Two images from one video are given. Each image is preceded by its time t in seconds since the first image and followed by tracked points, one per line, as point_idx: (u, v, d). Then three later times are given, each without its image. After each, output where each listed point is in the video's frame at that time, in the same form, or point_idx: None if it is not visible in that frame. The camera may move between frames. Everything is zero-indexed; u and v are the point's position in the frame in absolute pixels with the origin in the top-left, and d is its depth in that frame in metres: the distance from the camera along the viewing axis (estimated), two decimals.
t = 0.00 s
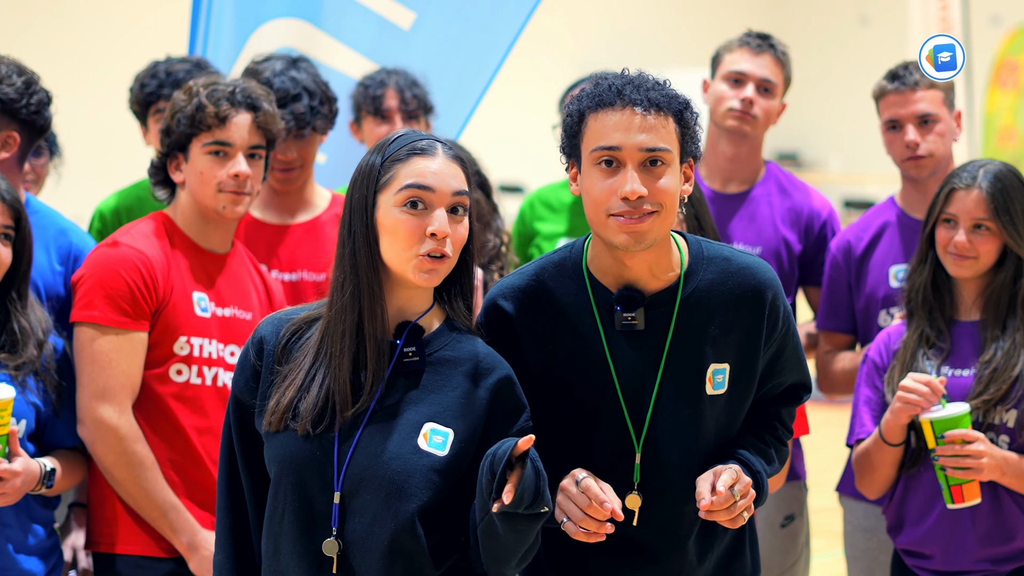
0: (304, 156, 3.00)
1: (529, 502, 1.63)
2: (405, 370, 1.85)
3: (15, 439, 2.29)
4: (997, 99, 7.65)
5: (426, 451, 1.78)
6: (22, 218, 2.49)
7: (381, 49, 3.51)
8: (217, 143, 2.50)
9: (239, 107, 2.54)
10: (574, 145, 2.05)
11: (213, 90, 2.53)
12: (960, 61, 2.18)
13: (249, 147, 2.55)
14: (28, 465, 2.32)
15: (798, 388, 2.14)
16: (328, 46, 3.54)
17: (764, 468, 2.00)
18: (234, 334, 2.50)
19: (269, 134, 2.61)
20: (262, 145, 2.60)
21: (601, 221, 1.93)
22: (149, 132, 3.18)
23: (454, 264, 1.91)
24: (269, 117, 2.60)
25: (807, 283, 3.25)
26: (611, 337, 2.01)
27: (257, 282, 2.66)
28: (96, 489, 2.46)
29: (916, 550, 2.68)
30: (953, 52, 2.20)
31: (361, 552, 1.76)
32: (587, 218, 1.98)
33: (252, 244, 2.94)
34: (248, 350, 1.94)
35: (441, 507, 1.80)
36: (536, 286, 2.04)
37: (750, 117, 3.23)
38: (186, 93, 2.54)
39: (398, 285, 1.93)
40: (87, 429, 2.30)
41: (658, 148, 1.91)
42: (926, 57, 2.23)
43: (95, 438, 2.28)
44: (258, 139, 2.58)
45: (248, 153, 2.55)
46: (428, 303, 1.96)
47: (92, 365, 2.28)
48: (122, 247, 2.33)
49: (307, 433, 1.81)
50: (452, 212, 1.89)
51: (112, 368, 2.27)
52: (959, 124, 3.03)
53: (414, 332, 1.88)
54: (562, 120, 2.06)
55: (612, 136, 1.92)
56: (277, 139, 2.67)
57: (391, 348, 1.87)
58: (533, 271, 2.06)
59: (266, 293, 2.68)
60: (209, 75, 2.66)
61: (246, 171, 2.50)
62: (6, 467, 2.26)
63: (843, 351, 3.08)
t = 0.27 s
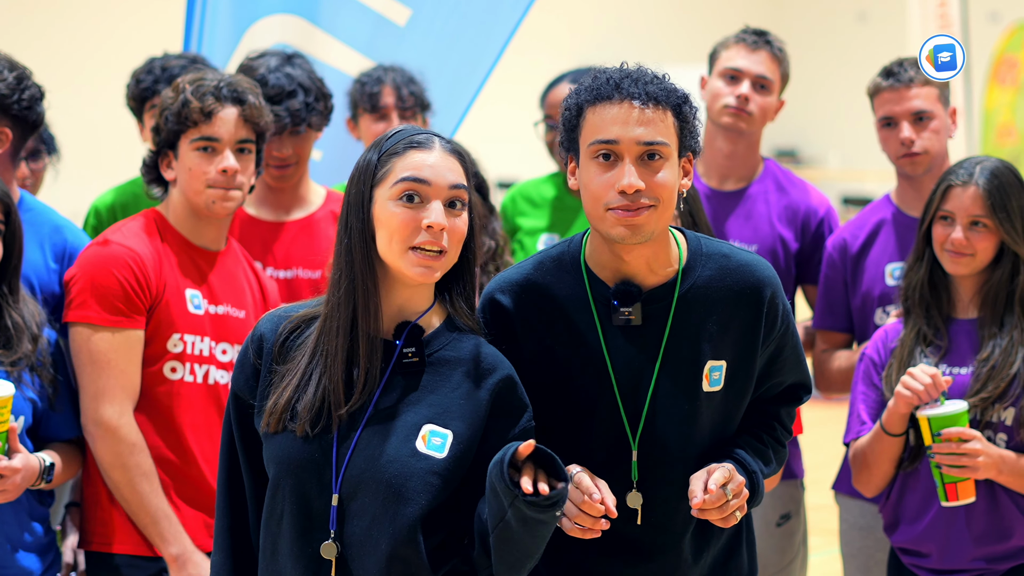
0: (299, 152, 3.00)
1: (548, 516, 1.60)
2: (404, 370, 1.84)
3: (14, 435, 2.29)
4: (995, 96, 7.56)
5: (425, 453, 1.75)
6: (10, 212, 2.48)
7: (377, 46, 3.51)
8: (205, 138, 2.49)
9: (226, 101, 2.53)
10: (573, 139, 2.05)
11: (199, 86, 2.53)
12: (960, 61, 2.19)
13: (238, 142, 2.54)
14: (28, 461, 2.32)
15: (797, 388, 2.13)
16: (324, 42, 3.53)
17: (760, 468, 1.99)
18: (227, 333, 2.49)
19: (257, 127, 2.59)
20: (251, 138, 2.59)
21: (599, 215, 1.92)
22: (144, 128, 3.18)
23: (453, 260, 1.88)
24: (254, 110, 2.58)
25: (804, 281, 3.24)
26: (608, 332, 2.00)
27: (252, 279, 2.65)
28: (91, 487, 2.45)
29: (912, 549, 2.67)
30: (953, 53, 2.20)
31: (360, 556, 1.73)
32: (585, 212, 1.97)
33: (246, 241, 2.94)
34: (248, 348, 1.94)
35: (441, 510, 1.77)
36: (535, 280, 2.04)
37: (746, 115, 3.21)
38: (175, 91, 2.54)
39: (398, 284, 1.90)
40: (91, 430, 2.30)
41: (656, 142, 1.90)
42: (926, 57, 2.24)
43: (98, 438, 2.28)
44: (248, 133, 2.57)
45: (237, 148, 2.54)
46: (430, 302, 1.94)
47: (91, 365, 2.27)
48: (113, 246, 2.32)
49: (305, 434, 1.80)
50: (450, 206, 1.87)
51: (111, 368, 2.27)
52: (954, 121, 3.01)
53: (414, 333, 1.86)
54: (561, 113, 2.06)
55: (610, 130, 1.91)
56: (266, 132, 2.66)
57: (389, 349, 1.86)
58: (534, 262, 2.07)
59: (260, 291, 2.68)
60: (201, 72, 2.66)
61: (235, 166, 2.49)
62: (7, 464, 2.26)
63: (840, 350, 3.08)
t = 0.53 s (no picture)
0: (297, 150, 2.99)
1: (494, 443, 1.55)
2: (420, 374, 1.79)
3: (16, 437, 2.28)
4: (997, 94, 7.48)
5: (447, 457, 1.74)
6: (11, 209, 2.46)
7: (377, 43, 3.51)
8: (208, 137, 2.47)
9: (230, 100, 2.51)
10: (576, 135, 2.03)
11: (204, 82, 2.51)
12: (960, 61, 2.12)
13: (242, 140, 2.52)
14: (29, 461, 2.31)
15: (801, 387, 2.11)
16: (322, 40, 3.52)
17: (764, 467, 1.98)
18: (227, 332, 2.50)
19: (262, 125, 2.57)
20: (255, 138, 2.57)
21: (603, 211, 1.91)
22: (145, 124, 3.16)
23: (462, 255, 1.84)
24: (259, 109, 2.56)
25: (805, 281, 3.22)
26: (609, 330, 1.99)
27: (250, 279, 2.65)
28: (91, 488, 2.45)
29: (914, 549, 2.66)
30: (953, 52, 2.14)
31: (386, 562, 1.72)
32: (589, 208, 1.96)
33: (244, 239, 2.93)
34: (257, 350, 1.88)
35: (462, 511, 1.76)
36: (536, 279, 2.02)
37: (746, 113, 3.20)
38: (178, 88, 2.52)
39: (406, 285, 1.86)
40: (74, 426, 2.27)
41: (661, 138, 1.88)
42: (924, 58, 2.17)
43: (79, 433, 2.26)
44: (252, 132, 2.54)
45: (242, 147, 2.52)
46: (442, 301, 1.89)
47: (82, 362, 2.26)
48: (114, 243, 2.31)
49: (326, 441, 1.76)
50: (457, 201, 1.83)
51: (101, 366, 2.25)
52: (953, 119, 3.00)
53: (430, 337, 1.82)
54: (563, 110, 2.04)
55: (615, 126, 1.89)
56: (269, 130, 2.63)
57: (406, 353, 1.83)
58: (535, 262, 2.06)
59: (258, 290, 2.68)
60: (201, 69, 2.65)
61: (239, 164, 2.47)
62: (8, 465, 2.25)
63: (841, 349, 3.06)
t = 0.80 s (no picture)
0: (295, 147, 2.97)
1: (493, 413, 1.57)
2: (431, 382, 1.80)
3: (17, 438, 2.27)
4: (1002, 92, 7.38)
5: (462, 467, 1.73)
6: (18, 210, 2.47)
7: (376, 38, 3.50)
8: (210, 134, 2.45)
9: (232, 97, 2.49)
10: (577, 132, 2.01)
11: (205, 80, 2.49)
12: (961, 62, 2.06)
13: (243, 138, 2.51)
14: (30, 460, 2.30)
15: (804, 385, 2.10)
16: (322, 36, 3.53)
17: (771, 466, 1.96)
18: (225, 330, 2.48)
19: (263, 124, 2.56)
20: (256, 136, 2.55)
21: (605, 208, 1.89)
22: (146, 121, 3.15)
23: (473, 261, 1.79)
24: (261, 107, 2.54)
25: (807, 279, 3.20)
26: (611, 328, 1.98)
27: (251, 278, 2.64)
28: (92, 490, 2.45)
29: (917, 548, 2.65)
30: (954, 53, 2.07)
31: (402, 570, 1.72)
32: (591, 204, 1.94)
33: (243, 237, 2.91)
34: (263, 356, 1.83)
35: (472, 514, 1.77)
36: (535, 277, 2.02)
37: (748, 109, 3.20)
38: (180, 85, 2.51)
39: (420, 293, 1.83)
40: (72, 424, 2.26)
41: (664, 134, 1.87)
42: (925, 59, 2.12)
43: (76, 432, 2.25)
44: (252, 130, 2.53)
45: (243, 145, 2.51)
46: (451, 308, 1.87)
47: (78, 360, 2.25)
48: (110, 241, 2.29)
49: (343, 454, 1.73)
50: (465, 206, 1.79)
51: (97, 365, 2.24)
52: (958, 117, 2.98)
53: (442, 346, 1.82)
54: (566, 107, 2.02)
55: (617, 122, 1.88)
56: (271, 129, 2.62)
57: (420, 363, 1.81)
58: (537, 261, 2.06)
59: (259, 289, 2.67)
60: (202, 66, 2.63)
61: (239, 163, 2.46)
62: (9, 463, 2.24)
63: (843, 348, 3.04)
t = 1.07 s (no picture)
0: (288, 149, 2.96)
1: (498, 475, 1.60)
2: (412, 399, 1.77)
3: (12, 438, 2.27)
4: (1001, 91, 7.37)
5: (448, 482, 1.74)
6: (20, 211, 2.47)
7: (375, 35, 3.49)
8: (205, 134, 2.45)
9: (227, 97, 2.48)
10: (573, 131, 2.00)
11: (201, 79, 2.49)
12: (961, 62, 2.04)
13: (239, 138, 2.50)
14: (26, 460, 2.30)
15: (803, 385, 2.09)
16: (319, 35, 3.51)
17: (769, 466, 1.97)
18: (223, 330, 2.48)
19: (259, 123, 2.55)
20: (252, 135, 2.55)
21: (600, 209, 1.89)
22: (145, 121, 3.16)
23: (443, 274, 1.75)
24: (257, 107, 2.54)
25: (804, 279, 3.19)
26: (608, 327, 1.97)
27: (248, 277, 2.64)
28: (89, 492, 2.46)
29: (914, 548, 2.64)
30: (954, 52, 2.05)
31: None
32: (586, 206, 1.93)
33: (238, 237, 2.91)
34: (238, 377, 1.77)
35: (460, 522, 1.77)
36: (532, 277, 2.01)
37: (742, 108, 3.19)
38: (176, 84, 2.50)
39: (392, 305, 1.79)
40: (76, 425, 2.28)
41: (659, 133, 1.86)
42: (924, 59, 2.09)
43: (83, 434, 2.26)
44: (249, 129, 2.52)
45: (238, 145, 2.50)
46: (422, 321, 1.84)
47: (80, 362, 2.25)
48: (109, 241, 2.29)
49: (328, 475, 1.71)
50: (434, 219, 1.74)
51: (100, 365, 2.25)
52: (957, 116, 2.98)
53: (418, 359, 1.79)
54: (561, 106, 2.01)
55: (613, 122, 1.87)
56: (267, 129, 2.62)
57: (399, 381, 1.78)
58: (532, 261, 2.04)
59: (255, 289, 2.67)
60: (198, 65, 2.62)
61: (235, 162, 2.45)
62: (5, 462, 2.24)
63: (842, 348, 3.03)
